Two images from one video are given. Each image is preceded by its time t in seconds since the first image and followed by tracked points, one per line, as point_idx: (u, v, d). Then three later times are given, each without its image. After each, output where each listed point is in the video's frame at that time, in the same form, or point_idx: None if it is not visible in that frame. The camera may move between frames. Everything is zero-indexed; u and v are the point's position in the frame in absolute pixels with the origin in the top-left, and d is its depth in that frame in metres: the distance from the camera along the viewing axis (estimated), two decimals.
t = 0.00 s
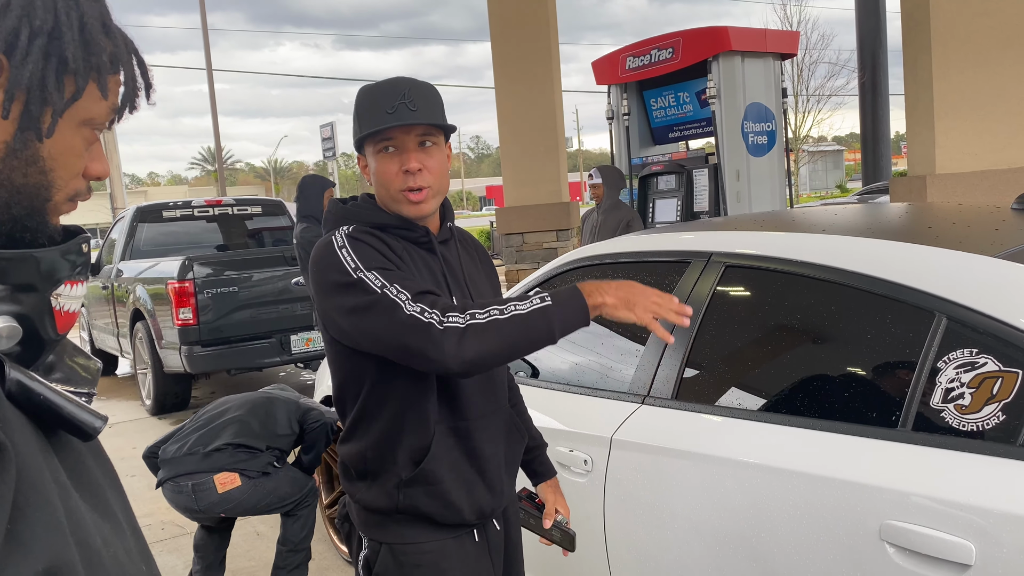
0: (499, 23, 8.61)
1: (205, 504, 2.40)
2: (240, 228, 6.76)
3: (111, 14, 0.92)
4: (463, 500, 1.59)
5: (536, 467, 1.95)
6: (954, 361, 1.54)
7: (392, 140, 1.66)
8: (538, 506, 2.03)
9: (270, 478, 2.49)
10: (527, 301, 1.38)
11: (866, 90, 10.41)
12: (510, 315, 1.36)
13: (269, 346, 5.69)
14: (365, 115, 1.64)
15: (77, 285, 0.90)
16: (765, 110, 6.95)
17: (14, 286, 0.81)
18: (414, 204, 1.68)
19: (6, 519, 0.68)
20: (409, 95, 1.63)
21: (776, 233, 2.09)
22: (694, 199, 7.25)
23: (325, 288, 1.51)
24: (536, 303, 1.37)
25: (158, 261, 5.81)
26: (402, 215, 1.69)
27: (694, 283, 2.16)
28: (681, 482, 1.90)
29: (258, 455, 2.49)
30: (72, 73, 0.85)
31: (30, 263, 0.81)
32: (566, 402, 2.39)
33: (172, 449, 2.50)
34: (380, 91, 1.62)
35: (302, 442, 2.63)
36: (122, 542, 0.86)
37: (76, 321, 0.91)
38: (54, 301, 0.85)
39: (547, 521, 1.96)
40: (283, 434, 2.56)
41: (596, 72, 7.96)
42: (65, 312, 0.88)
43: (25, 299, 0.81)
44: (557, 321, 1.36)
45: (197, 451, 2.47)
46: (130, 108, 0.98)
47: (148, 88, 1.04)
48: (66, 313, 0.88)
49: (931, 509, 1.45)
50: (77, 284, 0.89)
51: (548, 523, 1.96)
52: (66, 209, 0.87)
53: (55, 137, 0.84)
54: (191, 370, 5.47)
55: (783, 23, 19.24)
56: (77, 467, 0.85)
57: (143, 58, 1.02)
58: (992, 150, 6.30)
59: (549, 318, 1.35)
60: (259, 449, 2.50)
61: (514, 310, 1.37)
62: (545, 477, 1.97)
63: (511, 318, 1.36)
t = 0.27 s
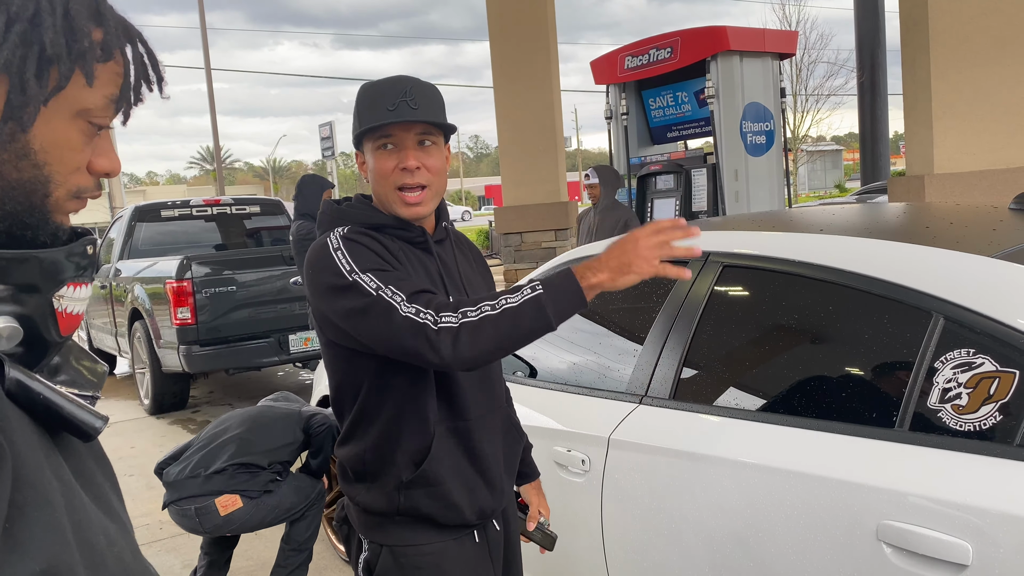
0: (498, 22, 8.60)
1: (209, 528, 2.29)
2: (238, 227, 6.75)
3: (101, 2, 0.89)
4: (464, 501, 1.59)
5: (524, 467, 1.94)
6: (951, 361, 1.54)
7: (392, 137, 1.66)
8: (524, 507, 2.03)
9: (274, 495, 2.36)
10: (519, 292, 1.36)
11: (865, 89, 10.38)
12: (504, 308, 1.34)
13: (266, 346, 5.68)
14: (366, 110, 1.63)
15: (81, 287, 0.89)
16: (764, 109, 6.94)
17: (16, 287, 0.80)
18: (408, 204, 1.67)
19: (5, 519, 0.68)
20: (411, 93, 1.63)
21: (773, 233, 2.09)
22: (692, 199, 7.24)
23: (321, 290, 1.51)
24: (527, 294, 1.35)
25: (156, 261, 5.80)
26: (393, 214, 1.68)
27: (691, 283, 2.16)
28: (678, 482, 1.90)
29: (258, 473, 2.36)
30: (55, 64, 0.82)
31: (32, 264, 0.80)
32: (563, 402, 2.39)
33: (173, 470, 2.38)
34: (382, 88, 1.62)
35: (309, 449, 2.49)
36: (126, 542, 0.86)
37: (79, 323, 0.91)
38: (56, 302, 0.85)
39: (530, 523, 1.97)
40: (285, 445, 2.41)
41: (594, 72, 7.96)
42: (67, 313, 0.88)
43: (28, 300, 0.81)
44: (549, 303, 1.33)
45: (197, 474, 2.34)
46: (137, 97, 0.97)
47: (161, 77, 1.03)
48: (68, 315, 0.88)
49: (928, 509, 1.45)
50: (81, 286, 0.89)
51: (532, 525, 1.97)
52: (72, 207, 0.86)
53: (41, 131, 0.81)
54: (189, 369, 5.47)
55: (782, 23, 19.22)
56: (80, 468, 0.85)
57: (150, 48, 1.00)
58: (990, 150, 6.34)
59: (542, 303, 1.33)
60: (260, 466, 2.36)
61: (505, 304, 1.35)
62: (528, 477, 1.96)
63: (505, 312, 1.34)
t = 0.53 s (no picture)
0: (497, 21, 8.60)
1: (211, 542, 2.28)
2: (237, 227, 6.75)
3: None
4: (460, 504, 1.59)
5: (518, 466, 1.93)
6: (948, 361, 1.55)
7: (392, 137, 1.66)
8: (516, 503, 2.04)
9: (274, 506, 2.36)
10: (511, 320, 1.34)
11: (863, 88, 10.40)
12: (492, 335, 1.32)
13: (265, 346, 5.68)
14: (366, 110, 1.63)
15: (78, 283, 0.89)
16: (762, 109, 6.94)
17: (13, 285, 0.80)
18: (409, 203, 1.68)
19: (5, 518, 0.67)
20: (410, 92, 1.62)
21: (772, 232, 2.09)
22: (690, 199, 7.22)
23: (314, 293, 1.52)
24: (517, 323, 1.33)
25: (154, 261, 5.80)
26: (397, 214, 1.69)
27: (689, 283, 2.17)
28: (675, 482, 1.91)
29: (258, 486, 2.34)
30: (42, 59, 0.81)
31: (25, 262, 0.80)
32: (562, 401, 2.39)
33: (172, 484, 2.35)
34: (380, 88, 1.62)
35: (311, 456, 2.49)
36: (127, 540, 0.86)
37: (79, 318, 0.90)
38: (52, 299, 0.85)
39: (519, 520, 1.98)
40: (283, 455, 2.39)
41: (592, 71, 7.96)
42: (67, 309, 0.87)
43: (25, 298, 0.82)
44: (538, 340, 1.31)
45: (197, 488, 2.31)
46: (134, 102, 0.98)
47: (162, 86, 1.04)
48: (67, 312, 0.88)
49: (925, 508, 1.46)
50: (77, 281, 0.89)
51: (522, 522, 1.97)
52: (63, 207, 0.85)
53: (26, 126, 0.81)
54: (187, 369, 5.47)
55: (780, 22, 19.24)
56: (83, 466, 0.85)
57: (149, 49, 1.00)
58: (986, 150, 6.45)
59: (530, 337, 1.31)
60: (259, 480, 2.35)
61: (493, 330, 1.33)
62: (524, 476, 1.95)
63: (491, 338, 1.32)
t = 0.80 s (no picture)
0: (495, 20, 8.60)
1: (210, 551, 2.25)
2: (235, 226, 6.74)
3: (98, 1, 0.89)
4: (461, 502, 1.59)
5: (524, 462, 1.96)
6: (945, 359, 1.55)
7: (392, 137, 1.66)
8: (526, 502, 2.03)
9: (274, 511, 2.33)
10: (509, 312, 1.34)
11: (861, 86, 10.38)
12: (491, 326, 1.32)
13: (263, 345, 5.68)
14: (365, 111, 1.63)
15: (76, 281, 0.89)
16: (759, 107, 6.93)
17: (9, 284, 0.81)
18: (408, 202, 1.68)
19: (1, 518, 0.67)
20: (409, 92, 1.62)
21: (769, 230, 2.09)
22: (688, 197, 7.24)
23: (313, 292, 1.51)
24: (517, 315, 1.33)
25: (152, 260, 5.80)
26: (395, 213, 1.69)
27: (686, 281, 2.17)
28: (673, 480, 1.91)
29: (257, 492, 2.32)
30: (40, 62, 0.81)
31: (21, 261, 0.80)
32: (560, 399, 2.39)
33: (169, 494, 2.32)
34: (379, 87, 1.61)
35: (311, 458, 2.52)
36: (125, 538, 0.86)
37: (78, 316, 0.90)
38: (51, 297, 0.85)
39: (534, 517, 1.96)
40: (282, 459, 2.41)
41: (590, 70, 7.96)
42: (66, 307, 0.88)
43: (22, 297, 0.82)
44: (537, 330, 1.32)
45: (195, 496, 2.27)
46: (135, 105, 0.98)
47: (164, 89, 1.04)
48: (66, 309, 0.87)
49: (922, 506, 1.46)
50: (76, 280, 0.89)
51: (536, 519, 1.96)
52: (60, 209, 0.85)
53: (23, 128, 0.81)
54: (185, 368, 5.47)
55: (777, 21, 19.23)
56: (82, 464, 0.85)
57: (151, 51, 1.00)
58: (984, 148, 6.36)
59: (530, 328, 1.32)
60: (259, 484, 2.34)
61: (493, 322, 1.33)
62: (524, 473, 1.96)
63: (491, 331, 1.32)
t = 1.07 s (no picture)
0: (493, 16, 8.59)
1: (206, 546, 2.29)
2: (232, 222, 6.72)
3: None
4: (465, 498, 1.59)
5: (527, 456, 1.98)
6: (944, 352, 1.55)
7: (414, 134, 1.64)
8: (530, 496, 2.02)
9: (268, 506, 2.36)
10: (500, 358, 1.32)
11: (858, 83, 10.38)
12: (479, 370, 1.31)
13: (261, 341, 5.67)
14: (382, 108, 1.59)
15: (75, 274, 0.89)
16: (757, 102, 6.93)
17: (7, 275, 0.80)
18: (430, 197, 1.69)
19: None
20: (425, 86, 1.61)
21: (768, 225, 2.09)
22: (686, 192, 7.25)
23: (312, 294, 1.52)
24: (505, 363, 1.31)
25: (149, 256, 5.79)
26: (414, 208, 1.69)
27: (684, 277, 2.16)
28: (671, 474, 1.91)
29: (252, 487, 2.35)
30: (49, 54, 0.81)
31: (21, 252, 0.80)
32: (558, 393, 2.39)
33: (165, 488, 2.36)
34: (395, 83, 1.59)
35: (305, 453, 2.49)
36: (118, 531, 0.86)
37: (74, 309, 0.90)
38: (48, 289, 0.84)
39: (541, 510, 1.95)
40: (276, 456, 2.39)
41: (587, 65, 7.94)
42: (62, 300, 0.87)
43: (20, 288, 0.81)
44: (523, 379, 1.30)
45: (190, 492, 2.31)
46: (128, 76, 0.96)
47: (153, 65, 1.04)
48: (63, 301, 0.87)
49: (920, 499, 1.46)
50: (74, 272, 0.88)
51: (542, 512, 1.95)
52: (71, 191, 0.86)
53: (38, 121, 0.81)
54: (183, 363, 5.47)
55: (775, 17, 19.21)
56: (77, 457, 0.85)
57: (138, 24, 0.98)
58: (981, 143, 6.35)
59: (515, 374, 1.30)
60: (252, 481, 2.35)
61: (480, 365, 1.32)
62: (527, 466, 1.96)
63: (477, 373, 1.31)
